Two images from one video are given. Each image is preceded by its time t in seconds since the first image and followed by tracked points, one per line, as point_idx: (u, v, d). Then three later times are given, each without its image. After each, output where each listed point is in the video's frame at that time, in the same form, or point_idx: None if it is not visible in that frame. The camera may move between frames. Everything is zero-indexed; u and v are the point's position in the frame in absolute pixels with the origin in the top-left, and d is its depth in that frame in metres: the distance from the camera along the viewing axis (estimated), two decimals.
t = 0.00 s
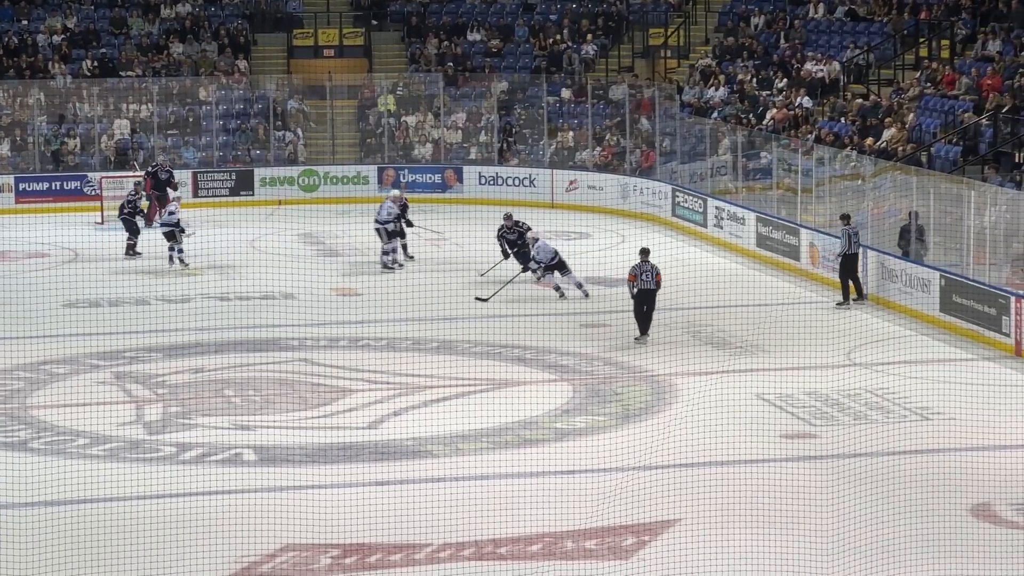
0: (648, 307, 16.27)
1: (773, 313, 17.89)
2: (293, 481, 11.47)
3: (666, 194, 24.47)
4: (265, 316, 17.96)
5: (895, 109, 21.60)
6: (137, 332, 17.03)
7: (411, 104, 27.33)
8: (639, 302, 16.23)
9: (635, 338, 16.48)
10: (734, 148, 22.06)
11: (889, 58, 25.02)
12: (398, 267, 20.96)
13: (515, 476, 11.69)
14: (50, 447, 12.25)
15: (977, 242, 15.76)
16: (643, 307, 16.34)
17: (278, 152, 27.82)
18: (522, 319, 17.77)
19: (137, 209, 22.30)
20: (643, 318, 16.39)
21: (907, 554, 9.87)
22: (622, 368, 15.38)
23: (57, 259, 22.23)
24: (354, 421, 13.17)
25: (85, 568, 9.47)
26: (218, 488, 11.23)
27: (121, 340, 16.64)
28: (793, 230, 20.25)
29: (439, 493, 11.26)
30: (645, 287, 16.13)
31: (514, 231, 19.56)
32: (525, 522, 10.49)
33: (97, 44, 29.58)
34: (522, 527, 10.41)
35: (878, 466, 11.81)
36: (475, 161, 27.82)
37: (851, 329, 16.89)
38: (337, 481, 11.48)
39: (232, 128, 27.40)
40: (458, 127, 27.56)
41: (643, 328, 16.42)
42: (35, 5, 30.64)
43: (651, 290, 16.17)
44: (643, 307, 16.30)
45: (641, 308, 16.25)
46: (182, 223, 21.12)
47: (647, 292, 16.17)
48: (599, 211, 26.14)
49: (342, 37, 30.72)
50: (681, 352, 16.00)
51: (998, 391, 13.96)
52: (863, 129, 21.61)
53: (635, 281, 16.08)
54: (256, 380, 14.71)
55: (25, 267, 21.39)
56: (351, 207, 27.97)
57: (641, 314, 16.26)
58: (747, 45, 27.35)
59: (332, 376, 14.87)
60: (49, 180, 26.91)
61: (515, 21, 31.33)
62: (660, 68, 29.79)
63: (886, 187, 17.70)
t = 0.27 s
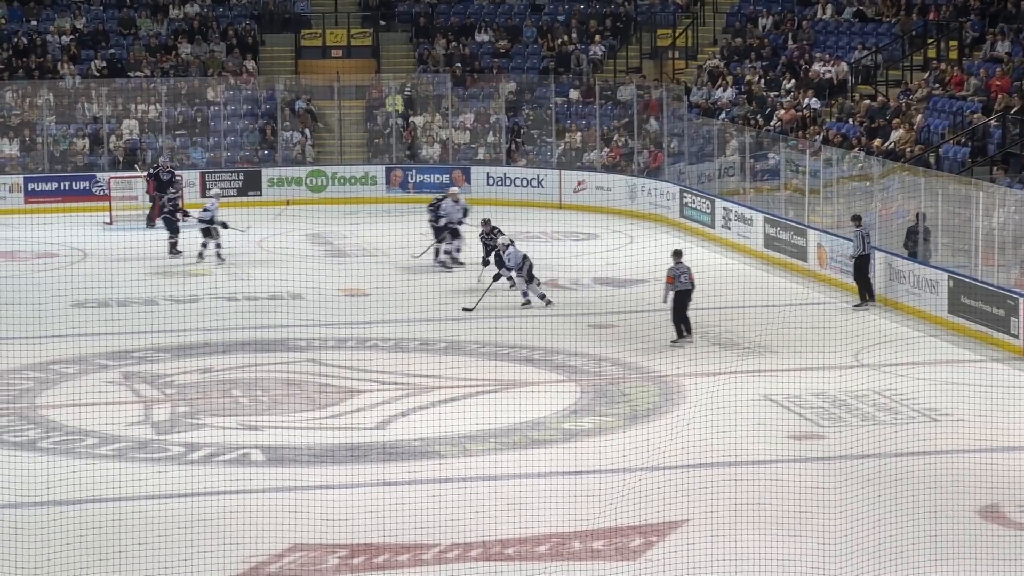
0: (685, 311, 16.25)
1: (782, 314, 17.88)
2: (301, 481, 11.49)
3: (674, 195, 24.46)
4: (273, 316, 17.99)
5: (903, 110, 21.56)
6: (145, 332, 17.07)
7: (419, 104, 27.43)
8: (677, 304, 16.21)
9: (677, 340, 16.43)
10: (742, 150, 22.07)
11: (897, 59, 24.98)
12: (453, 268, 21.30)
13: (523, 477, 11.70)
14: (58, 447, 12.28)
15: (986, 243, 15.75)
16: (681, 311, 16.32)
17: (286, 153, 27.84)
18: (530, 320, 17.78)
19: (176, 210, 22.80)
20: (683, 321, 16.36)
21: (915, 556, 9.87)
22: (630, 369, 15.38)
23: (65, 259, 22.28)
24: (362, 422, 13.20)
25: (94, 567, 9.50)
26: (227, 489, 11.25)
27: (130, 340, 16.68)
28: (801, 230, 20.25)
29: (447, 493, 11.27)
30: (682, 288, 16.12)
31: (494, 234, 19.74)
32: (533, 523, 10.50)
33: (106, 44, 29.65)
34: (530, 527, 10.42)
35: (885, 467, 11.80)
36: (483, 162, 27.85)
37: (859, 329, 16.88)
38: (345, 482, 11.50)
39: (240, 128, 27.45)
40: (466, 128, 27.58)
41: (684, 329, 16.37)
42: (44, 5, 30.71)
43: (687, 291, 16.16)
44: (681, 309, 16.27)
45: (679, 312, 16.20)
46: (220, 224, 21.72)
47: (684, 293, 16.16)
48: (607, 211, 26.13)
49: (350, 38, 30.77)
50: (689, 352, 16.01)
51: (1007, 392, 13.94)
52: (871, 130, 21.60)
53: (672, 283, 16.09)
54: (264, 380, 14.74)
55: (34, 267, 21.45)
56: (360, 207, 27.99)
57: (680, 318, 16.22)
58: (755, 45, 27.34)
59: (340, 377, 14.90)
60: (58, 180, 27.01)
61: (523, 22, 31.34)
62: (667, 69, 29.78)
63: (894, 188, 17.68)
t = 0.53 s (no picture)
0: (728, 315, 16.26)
1: (798, 315, 17.87)
2: (318, 482, 11.54)
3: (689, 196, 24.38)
4: (289, 317, 18.05)
5: (919, 112, 21.54)
6: (162, 333, 17.15)
7: (435, 105, 27.56)
8: (721, 306, 16.25)
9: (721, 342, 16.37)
10: (757, 151, 22.06)
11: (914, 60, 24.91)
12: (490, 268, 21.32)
13: (538, 479, 11.71)
14: (77, 447, 12.35)
15: (1004, 243, 15.65)
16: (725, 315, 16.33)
17: (302, 154, 27.90)
18: (547, 321, 17.79)
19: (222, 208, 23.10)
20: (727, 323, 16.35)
21: (930, 559, 9.85)
22: (646, 371, 15.38)
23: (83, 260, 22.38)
24: (377, 423, 13.24)
25: (112, 567, 9.55)
26: (245, 490, 11.30)
27: (147, 340, 16.76)
28: (817, 232, 20.21)
29: (463, 494, 11.30)
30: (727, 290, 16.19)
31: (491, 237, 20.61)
32: (549, 524, 10.52)
33: (124, 46, 29.78)
34: (545, 529, 10.43)
35: (901, 469, 11.78)
36: (499, 163, 27.88)
37: (875, 331, 16.84)
38: (362, 483, 11.54)
39: (257, 130, 27.54)
40: (482, 129, 27.65)
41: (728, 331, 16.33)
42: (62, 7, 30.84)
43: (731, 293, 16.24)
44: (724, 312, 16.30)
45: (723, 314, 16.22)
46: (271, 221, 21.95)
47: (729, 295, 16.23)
48: (622, 213, 26.09)
49: (366, 39, 30.84)
50: (705, 354, 16.01)
51: None
52: (888, 132, 21.56)
53: (720, 284, 16.16)
54: (280, 381, 14.80)
55: (52, 267, 21.57)
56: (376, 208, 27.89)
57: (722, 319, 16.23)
58: (771, 46, 27.31)
59: (356, 378, 14.95)
60: (76, 181, 27.15)
61: (539, 23, 31.35)
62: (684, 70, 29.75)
63: (911, 191, 17.63)
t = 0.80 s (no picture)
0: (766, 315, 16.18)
1: (811, 316, 17.84)
2: (330, 483, 11.55)
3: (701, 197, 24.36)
4: (301, 317, 18.07)
5: (932, 112, 21.50)
6: (174, 333, 17.18)
7: (447, 105, 27.54)
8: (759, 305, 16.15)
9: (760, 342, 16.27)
10: (769, 152, 22.03)
11: (926, 60, 24.88)
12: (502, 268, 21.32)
13: (550, 479, 11.71)
14: (89, 447, 12.38)
15: (1018, 246, 15.73)
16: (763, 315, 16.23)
17: (314, 155, 27.93)
18: (559, 322, 17.78)
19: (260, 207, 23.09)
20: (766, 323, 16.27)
21: (943, 560, 9.84)
22: (658, 371, 15.36)
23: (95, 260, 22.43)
24: (389, 423, 13.25)
25: (124, 566, 9.57)
26: (257, 490, 11.32)
27: (159, 341, 16.79)
28: (829, 233, 20.17)
29: (475, 494, 11.30)
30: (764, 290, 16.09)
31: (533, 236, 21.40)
32: (561, 525, 10.51)
33: (136, 46, 29.84)
34: (557, 529, 10.43)
35: (914, 471, 11.76)
36: (510, 164, 27.88)
37: (887, 333, 16.80)
38: (374, 483, 11.55)
39: (269, 130, 27.59)
40: (495, 129, 27.67)
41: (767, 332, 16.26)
42: (75, 7, 30.93)
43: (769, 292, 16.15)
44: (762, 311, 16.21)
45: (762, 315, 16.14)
46: (326, 212, 22.13)
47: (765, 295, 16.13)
48: (634, 213, 26.05)
49: (379, 39, 30.85)
50: (716, 354, 15.99)
51: None
52: (900, 132, 21.52)
53: (760, 283, 16.04)
54: (292, 381, 14.82)
55: (64, 268, 21.63)
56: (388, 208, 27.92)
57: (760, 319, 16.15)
58: (783, 47, 27.27)
59: (368, 378, 14.96)
60: (89, 181, 27.13)
61: (551, 23, 31.34)
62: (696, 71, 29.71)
63: (923, 192, 17.60)
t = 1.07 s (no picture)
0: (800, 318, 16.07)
1: (820, 316, 17.81)
2: (340, 482, 11.56)
3: (711, 197, 24.38)
4: (310, 317, 18.07)
5: (943, 112, 21.46)
6: (184, 333, 17.20)
7: (456, 106, 27.44)
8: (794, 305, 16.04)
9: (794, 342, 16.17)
10: (779, 152, 22.01)
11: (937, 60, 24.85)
12: (506, 268, 21.29)
13: (559, 479, 11.71)
14: (99, 447, 12.40)
15: None
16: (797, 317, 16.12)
17: (323, 154, 27.97)
18: (567, 321, 17.78)
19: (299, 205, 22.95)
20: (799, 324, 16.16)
21: (953, 560, 9.82)
22: (667, 371, 15.36)
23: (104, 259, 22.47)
24: (400, 423, 13.26)
25: (134, 566, 9.58)
26: (267, 490, 11.33)
27: (169, 340, 16.81)
28: (838, 233, 20.15)
29: (484, 494, 11.30)
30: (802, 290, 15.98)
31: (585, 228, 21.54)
32: (570, 526, 10.50)
33: (145, 46, 29.90)
34: (565, 530, 10.42)
35: (923, 471, 11.75)
36: (520, 163, 27.88)
37: (897, 333, 16.77)
38: (383, 483, 11.55)
39: (278, 129, 27.63)
40: (504, 129, 27.68)
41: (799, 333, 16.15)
42: (84, 7, 30.99)
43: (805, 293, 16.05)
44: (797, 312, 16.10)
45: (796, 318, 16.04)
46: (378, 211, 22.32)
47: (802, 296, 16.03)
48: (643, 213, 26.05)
49: (388, 39, 30.86)
50: (726, 354, 15.97)
51: None
52: (910, 132, 21.48)
53: (797, 283, 15.94)
54: (302, 381, 14.83)
55: (74, 267, 21.67)
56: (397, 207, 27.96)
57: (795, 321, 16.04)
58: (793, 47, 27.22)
59: (378, 378, 14.96)
60: (98, 180, 27.19)
61: (561, 23, 31.33)
62: (705, 71, 29.66)
63: (934, 191, 17.56)
